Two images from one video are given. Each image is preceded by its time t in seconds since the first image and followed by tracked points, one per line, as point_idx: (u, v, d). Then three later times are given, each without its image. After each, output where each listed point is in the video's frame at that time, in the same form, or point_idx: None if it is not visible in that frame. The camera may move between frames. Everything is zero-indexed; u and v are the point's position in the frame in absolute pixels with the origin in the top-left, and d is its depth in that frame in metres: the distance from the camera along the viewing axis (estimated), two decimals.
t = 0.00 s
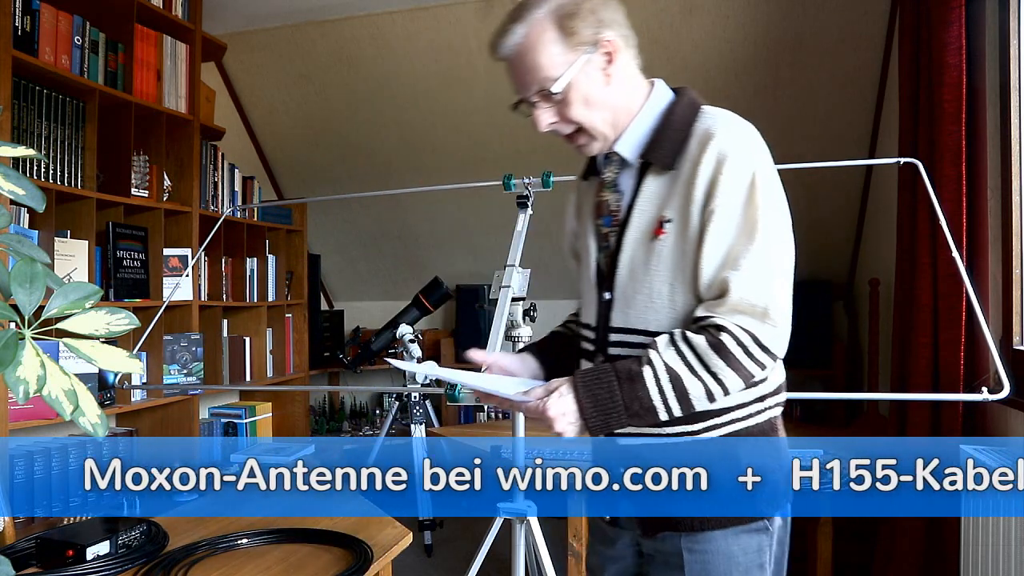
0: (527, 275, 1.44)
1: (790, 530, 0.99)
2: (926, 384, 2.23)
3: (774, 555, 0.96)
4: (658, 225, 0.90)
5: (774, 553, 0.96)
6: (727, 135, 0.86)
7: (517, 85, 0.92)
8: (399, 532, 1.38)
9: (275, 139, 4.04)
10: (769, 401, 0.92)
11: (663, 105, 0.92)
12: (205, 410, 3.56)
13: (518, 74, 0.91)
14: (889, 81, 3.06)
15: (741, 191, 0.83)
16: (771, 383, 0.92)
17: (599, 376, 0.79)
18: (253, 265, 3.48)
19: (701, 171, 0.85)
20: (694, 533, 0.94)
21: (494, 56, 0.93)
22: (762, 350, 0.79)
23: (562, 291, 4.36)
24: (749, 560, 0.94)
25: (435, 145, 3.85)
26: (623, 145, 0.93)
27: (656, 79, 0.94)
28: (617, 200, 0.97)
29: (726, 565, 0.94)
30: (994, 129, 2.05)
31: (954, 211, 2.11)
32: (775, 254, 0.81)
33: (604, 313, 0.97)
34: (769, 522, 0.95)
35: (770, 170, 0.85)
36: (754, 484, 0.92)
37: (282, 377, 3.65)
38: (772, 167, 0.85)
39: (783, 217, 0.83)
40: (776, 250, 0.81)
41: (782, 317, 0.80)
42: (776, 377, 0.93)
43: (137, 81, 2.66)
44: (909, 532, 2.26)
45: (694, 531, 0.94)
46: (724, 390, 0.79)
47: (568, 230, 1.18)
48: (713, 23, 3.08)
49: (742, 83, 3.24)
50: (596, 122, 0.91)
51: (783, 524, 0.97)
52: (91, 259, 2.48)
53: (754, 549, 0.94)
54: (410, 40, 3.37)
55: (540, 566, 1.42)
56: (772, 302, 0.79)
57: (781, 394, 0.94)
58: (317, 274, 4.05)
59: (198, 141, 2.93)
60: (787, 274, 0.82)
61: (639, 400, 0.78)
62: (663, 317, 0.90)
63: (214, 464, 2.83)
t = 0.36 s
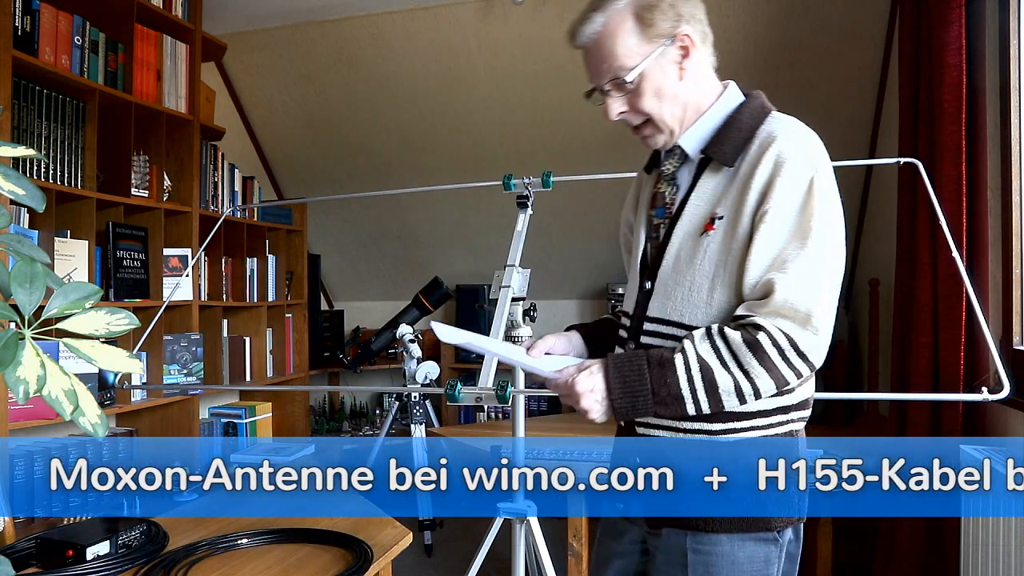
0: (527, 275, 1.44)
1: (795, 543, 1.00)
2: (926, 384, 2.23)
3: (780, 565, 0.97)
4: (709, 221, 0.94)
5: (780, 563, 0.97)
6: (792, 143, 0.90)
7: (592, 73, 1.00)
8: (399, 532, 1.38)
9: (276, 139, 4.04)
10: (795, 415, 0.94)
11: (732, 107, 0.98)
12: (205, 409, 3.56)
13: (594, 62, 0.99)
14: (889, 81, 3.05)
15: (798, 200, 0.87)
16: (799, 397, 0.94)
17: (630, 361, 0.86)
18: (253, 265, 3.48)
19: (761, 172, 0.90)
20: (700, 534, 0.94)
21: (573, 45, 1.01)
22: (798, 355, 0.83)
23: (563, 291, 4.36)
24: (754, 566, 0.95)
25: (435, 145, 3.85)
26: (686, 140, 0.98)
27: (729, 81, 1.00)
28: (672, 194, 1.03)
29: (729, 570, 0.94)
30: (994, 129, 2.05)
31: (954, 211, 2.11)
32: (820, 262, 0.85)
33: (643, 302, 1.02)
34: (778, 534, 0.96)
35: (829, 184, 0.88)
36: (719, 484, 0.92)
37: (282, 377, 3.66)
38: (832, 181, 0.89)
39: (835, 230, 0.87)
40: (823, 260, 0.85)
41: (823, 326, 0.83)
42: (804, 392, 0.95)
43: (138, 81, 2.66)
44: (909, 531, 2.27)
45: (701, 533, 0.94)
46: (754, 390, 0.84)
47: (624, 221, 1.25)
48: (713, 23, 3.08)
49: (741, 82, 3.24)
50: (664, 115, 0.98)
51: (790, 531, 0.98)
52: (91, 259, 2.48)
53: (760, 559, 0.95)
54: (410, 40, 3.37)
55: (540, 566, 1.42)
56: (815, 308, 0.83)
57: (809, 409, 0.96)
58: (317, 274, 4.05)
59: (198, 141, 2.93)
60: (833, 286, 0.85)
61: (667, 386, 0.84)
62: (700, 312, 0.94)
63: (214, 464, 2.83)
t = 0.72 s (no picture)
0: (527, 275, 1.44)
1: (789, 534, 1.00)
2: (926, 384, 2.23)
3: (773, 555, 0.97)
4: (709, 210, 0.96)
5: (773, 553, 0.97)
6: (794, 142, 0.92)
7: (607, 63, 1.06)
8: (399, 532, 1.38)
9: (276, 139, 4.04)
10: (785, 407, 0.96)
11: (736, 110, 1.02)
12: (205, 410, 3.56)
13: (611, 52, 1.04)
14: (889, 81, 3.05)
15: (799, 194, 0.90)
16: (789, 388, 0.96)
17: (638, 332, 0.86)
18: (253, 265, 3.48)
19: (763, 164, 0.92)
20: (692, 525, 0.96)
21: (594, 39, 1.08)
22: (797, 338, 0.85)
23: (562, 291, 4.36)
24: (745, 559, 0.95)
25: (435, 145, 3.85)
26: (691, 136, 1.01)
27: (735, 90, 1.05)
28: (671, 187, 1.07)
29: (721, 562, 0.95)
30: (994, 129, 2.05)
31: (954, 211, 2.11)
32: (818, 253, 0.88)
33: (637, 290, 1.02)
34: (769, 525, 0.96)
35: (827, 182, 0.91)
36: (685, 484, 0.94)
37: (282, 376, 3.66)
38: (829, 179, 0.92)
39: (832, 226, 0.90)
40: (821, 253, 0.88)
41: (821, 313, 0.87)
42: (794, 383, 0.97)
43: (137, 81, 2.66)
44: (909, 531, 2.27)
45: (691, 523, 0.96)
46: (754, 369, 0.85)
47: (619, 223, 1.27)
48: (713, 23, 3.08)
49: (741, 82, 3.24)
50: (672, 106, 1.02)
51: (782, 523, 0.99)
52: (91, 259, 2.48)
53: (751, 549, 0.95)
54: (410, 40, 3.37)
55: (540, 566, 1.42)
56: (815, 297, 0.86)
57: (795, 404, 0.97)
58: (317, 274, 4.05)
59: (198, 141, 2.93)
60: (830, 277, 0.88)
61: (671, 358, 0.85)
62: (696, 296, 0.95)
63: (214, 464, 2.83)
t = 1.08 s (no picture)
0: (527, 275, 1.44)
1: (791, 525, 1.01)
2: (926, 384, 2.23)
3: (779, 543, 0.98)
4: (687, 212, 0.97)
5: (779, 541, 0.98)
6: (757, 137, 0.95)
7: (561, 90, 1.06)
8: (399, 532, 1.38)
9: (276, 139, 4.04)
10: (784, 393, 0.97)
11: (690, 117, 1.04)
12: (205, 410, 3.56)
13: (563, 79, 1.05)
14: (889, 81, 3.05)
15: (768, 184, 0.92)
16: (784, 374, 0.97)
17: (634, 328, 0.87)
18: (253, 265, 3.48)
19: (732, 164, 0.94)
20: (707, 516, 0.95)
21: (543, 70, 1.09)
22: (784, 318, 0.87)
23: (562, 291, 4.36)
24: (756, 549, 0.95)
25: (435, 145, 3.85)
26: (655, 145, 1.03)
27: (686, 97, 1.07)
28: (643, 195, 1.06)
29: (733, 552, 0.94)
30: (994, 129, 2.05)
31: (954, 211, 2.11)
32: (797, 237, 0.90)
33: (629, 297, 1.02)
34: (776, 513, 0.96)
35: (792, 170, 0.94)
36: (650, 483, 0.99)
37: (282, 377, 3.66)
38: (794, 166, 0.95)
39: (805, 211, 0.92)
40: (799, 238, 0.90)
41: (802, 293, 0.89)
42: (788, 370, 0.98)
43: (137, 81, 2.66)
44: (909, 531, 2.27)
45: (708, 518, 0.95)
46: (748, 351, 0.86)
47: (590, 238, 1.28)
48: (713, 23, 3.08)
49: (741, 82, 3.25)
50: (634, 120, 1.03)
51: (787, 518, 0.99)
52: (91, 259, 2.48)
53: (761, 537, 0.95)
54: (410, 40, 3.37)
55: (540, 566, 1.42)
56: (795, 278, 0.88)
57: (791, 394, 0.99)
58: (317, 273, 4.05)
59: (198, 141, 2.93)
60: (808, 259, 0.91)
61: (670, 348, 0.86)
62: (688, 294, 0.96)
63: (214, 464, 2.83)
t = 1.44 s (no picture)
0: (527, 275, 1.44)
1: (785, 530, 1.00)
2: (926, 384, 2.23)
3: (773, 550, 0.97)
4: (671, 212, 0.97)
5: (774, 548, 0.97)
6: (744, 131, 0.93)
7: (553, 82, 1.10)
8: (399, 532, 1.38)
9: (276, 139, 4.04)
10: (773, 399, 0.95)
11: (684, 110, 1.03)
12: (205, 410, 3.56)
13: (553, 72, 1.08)
14: (889, 81, 3.05)
15: (748, 182, 0.90)
16: (775, 379, 0.94)
17: (604, 337, 0.87)
18: (253, 265, 3.48)
19: (713, 159, 0.93)
20: (688, 523, 0.96)
21: (538, 63, 1.13)
22: (762, 323, 0.85)
23: (562, 291, 4.36)
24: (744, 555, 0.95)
25: (435, 145, 3.85)
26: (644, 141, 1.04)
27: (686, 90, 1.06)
28: (638, 194, 1.07)
29: (719, 560, 0.94)
30: (994, 128, 2.05)
31: (954, 211, 2.11)
32: (779, 238, 0.87)
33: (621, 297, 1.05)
34: (765, 518, 0.96)
35: (780, 163, 0.91)
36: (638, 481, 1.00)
37: (282, 377, 3.66)
38: (782, 159, 0.92)
39: (790, 208, 0.89)
40: (784, 239, 0.87)
41: (784, 297, 0.86)
42: (781, 374, 0.96)
43: (137, 81, 2.66)
44: (909, 531, 2.27)
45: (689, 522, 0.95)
46: (723, 359, 0.85)
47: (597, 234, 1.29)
48: (713, 23, 3.08)
49: (742, 82, 3.25)
50: (619, 116, 1.05)
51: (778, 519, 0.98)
52: (91, 259, 2.48)
53: (749, 545, 0.95)
54: (410, 40, 3.37)
55: (540, 566, 1.42)
56: (775, 280, 0.85)
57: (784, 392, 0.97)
58: (317, 274, 4.05)
59: (198, 141, 2.93)
60: (793, 259, 0.87)
61: (639, 357, 0.86)
62: (670, 296, 0.96)
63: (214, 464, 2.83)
